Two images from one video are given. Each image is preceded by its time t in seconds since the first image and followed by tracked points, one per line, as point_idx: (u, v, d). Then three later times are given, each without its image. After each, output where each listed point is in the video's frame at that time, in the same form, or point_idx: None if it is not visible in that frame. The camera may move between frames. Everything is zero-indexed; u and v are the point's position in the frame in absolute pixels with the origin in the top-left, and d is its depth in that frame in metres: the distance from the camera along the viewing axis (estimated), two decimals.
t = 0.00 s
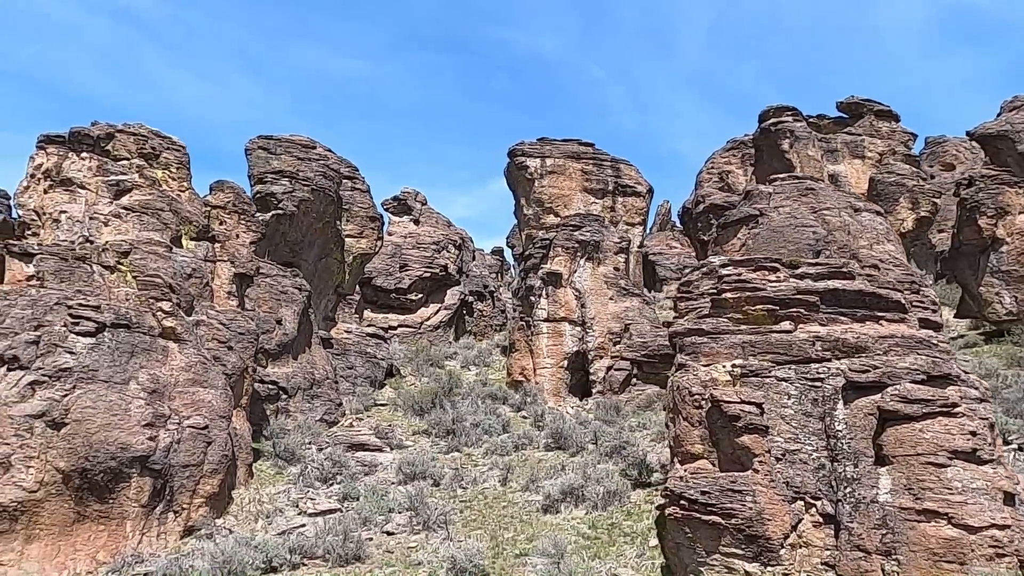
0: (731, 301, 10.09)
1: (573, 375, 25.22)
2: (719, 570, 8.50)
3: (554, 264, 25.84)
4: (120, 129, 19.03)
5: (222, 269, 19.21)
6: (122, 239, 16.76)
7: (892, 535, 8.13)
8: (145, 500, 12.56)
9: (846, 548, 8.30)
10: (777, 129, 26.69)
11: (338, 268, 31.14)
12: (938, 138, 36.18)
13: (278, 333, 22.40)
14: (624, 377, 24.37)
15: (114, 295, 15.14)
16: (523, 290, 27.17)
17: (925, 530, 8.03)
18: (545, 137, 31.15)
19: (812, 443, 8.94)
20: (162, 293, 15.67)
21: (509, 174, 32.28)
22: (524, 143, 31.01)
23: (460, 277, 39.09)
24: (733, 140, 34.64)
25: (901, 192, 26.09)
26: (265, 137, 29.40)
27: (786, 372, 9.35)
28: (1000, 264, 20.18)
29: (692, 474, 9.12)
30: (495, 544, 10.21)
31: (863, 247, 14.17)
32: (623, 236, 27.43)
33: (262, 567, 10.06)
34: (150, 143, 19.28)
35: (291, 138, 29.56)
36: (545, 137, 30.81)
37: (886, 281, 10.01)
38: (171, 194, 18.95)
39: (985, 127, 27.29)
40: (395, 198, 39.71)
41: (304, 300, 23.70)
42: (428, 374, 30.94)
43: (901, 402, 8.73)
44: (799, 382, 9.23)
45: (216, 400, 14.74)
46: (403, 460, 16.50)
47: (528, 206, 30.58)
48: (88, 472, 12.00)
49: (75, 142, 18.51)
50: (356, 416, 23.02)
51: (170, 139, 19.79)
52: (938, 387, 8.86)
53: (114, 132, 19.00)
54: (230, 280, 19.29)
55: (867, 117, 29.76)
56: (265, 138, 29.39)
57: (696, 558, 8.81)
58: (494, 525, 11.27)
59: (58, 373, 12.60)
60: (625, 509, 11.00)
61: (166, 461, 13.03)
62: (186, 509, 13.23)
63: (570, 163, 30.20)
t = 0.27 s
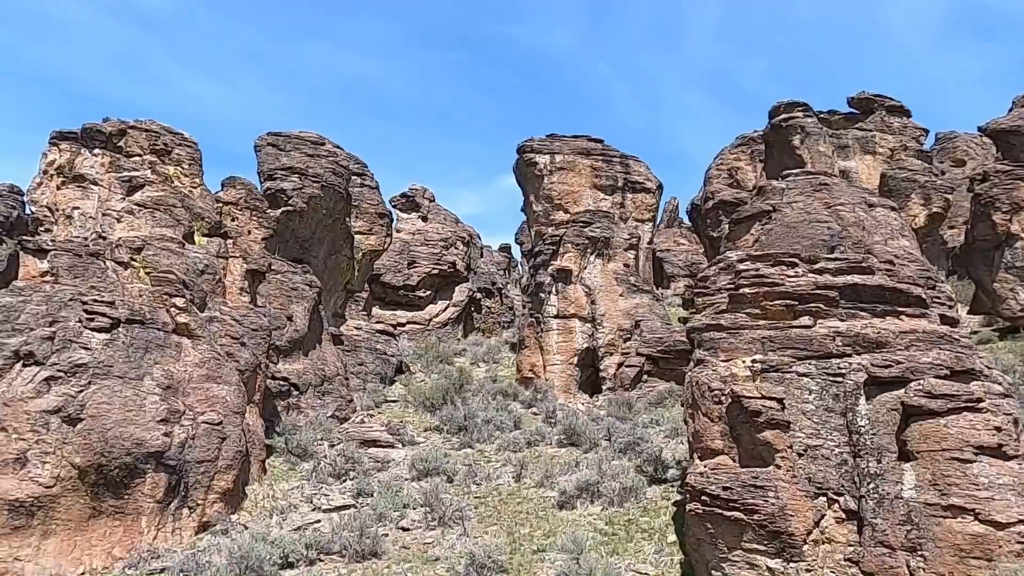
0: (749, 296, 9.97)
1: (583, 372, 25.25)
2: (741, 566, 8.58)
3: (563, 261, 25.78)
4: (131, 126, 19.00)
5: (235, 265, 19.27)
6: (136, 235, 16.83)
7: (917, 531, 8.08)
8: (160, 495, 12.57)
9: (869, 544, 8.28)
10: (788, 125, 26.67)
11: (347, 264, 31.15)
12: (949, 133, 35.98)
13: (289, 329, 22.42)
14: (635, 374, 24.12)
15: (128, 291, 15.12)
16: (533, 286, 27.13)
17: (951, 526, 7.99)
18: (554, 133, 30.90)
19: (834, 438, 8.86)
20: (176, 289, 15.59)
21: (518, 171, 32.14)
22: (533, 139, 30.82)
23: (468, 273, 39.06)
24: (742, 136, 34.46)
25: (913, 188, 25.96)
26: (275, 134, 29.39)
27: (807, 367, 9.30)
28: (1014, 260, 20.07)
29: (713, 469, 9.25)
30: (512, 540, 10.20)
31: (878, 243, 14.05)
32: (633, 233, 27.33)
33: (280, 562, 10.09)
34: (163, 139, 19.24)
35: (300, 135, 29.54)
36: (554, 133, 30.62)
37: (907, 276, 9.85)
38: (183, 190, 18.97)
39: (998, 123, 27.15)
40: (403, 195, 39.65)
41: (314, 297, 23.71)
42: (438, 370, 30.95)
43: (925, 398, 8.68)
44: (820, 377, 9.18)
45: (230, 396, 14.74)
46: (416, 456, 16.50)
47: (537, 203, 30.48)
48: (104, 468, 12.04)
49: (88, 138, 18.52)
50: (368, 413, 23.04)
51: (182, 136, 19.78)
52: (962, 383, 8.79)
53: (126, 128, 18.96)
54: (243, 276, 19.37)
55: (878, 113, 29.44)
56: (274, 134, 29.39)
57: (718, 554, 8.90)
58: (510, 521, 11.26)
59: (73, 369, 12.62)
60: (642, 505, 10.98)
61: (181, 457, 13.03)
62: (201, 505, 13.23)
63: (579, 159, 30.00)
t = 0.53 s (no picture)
0: (769, 293, 9.96)
1: (594, 370, 25.18)
2: (767, 565, 8.52)
3: (574, 259, 25.66)
4: (145, 124, 18.84)
5: (248, 264, 19.31)
6: (149, 234, 16.84)
7: (947, 531, 7.98)
8: (175, 494, 12.56)
9: (897, 544, 8.18)
10: (800, 122, 26.45)
11: (357, 262, 31.12)
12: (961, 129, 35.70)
13: (301, 327, 22.41)
14: (648, 372, 24.01)
15: (142, 290, 15.08)
16: (544, 284, 27.04)
17: (982, 526, 7.87)
18: (565, 131, 30.87)
19: (859, 437, 8.82)
20: (190, 287, 15.67)
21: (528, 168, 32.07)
22: (543, 137, 30.78)
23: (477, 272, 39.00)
24: (752, 133, 34.26)
25: (927, 184, 25.75)
26: (285, 132, 29.38)
27: (831, 365, 9.23)
28: None
29: (736, 469, 9.15)
30: (531, 539, 10.14)
31: (896, 240, 13.86)
32: (644, 231, 27.21)
33: (299, 560, 10.07)
34: (175, 137, 19.12)
35: (310, 133, 29.48)
36: (564, 131, 30.57)
37: (931, 272, 9.80)
38: (196, 188, 18.97)
39: (1012, 118, 26.90)
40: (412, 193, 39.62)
41: (326, 295, 23.69)
42: (448, 369, 30.91)
43: (953, 395, 8.58)
44: (844, 375, 9.11)
45: (245, 394, 14.73)
46: (430, 455, 16.46)
47: (547, 200, 30.37)
48: (120, 467, 12.01)
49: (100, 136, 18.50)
50: (380, 411, 23.02)
51: (195, 134, 19.74)
52: (989, 381, 8.73)
53: (139, 127, 18.76)
54: (255, 274, 19.36)
55: (891, 109, 29.30)
56: (285, 133, 29.38)
57: (742, 553, 8.82)
58: (528, 520, 11.20)
59: (89, 367, 12.62)
60: (661, 504, 10.91)
61: (196, 455, 13.01)
62: (216, 503, 13.21)
63: (590, 157, 29.92)
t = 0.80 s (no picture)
0: (789, 291, 10.07)
1: (605, 368, 25.13)
2: (792, 564, 8.47)
3: (585, 257, 25.56)
4: (157, 123, 18.86)
5: (261, 262, 19.35)
6: (163, 233, 16.90)
7: (976, 529, 7.93)
8: (191, 493, 12.57)
9: (924, 542, 8.12)
10: (811, 119, 26.07)
11: (367, 261, 31.13)
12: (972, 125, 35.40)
13: (313, 326, 22.42)
14: (660, 370, 24.05)
15: (156, 289, 15.11)
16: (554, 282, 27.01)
17: (1012, 524, 7.82)
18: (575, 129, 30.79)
19: (883, 434, 8.74)
20: (204, 286, 15.66)
21: (538, 166, 31.99)
22: (553, 135, 30.70)
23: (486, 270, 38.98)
24: (762, 130, 34.08)
25: (939, 181, 25.54)
26: (295, 131, 29.39)
27: (854, 362, 9.20)
28: None
29: (759, 466, 9.10)
30: (551, 537, 10.11)
31: (912, 236, 13.68)
32: (654, 228, 27.13)
33: (317, 557, 10.07)
34: (188, 136, 19.03)
35: (320, 132, 29.43)
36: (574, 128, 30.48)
37: (954, 268, 9.83)
38: (209, 187, 18.99)
39: None
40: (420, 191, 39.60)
41: (337, 294, 23.69)
42: (459, 368, 30.90)
43: (980, 392, 8.52)
44: (868, 372, 9.06)
45: (259, 393, 14.72)
46: (444, 453, 16.44)
47: (557, 198, 30.30)
48: (137, 465, 12.04)
49: (114, 135, 18.52)
50: (391, 409, 23.01)
51: (207, 133, 19.66)
52: (1016, 377, 8.68)
53: (151, 126, 18.81)
54: (268, 273, 19.32)
55: (904, 106, 29.08)
56: (294, 131, 29.39)
57: (766, 551, 8.78)
58: (545, 518, 11.16)
59: (105, 366, 12.63)
60: (679, 502, 10.86)
61: (212, 454, 13.02)
62: (232, 502, 13.22)
63: (599, 154, 29.85)
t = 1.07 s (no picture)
0: (810, 287, 10.11)
1: (618, 366, 25.06)
2: (818, 563, 8.41)
3: (597, 255, 25.47)
4: (171, 121, 19.00)
5: (275, 261, 19.38)
6: (177, 231, 16.90)
7: (1006, 528, 7.79)
8: (209, 491, 12.57)
9: (953, 541, 7.99)
10: (824, 115, 25.58)
11: (379, 259, 31.13)
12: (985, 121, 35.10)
13: (325, 324, 22.43)
14: (673, 367, 23.91)
15: (171, 287, 15.25)
16: (565, 280, 26.90)
17: None
18: (586, 126, 30.70)
19: (909, 432, 8.70)
20: (219, 284, 15.77)
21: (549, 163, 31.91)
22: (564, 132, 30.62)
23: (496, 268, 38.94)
24: (773, 127, 33.83)
25: (954, 177, 25.25)
26: (305, 129, 29.48)
27: (878, 360, 9.19)
28: None
29: (782, 465, 9.02)
30: (571, 535, 10.08)
31: (929, 232, 13.43)
32: (666, 225, 27.00)
33: (336, 554, 10.08)
34: (201, 135, 19.17)
35: (331, 130, 29.57)
36: (585, 125, 30.35)
37: (977, 265, 9.87)
38: (222, 185, 19.03)
39: None
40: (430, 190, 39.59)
41: (349, 292, 23.69)
42: (471, 366, 30.90)
43: (1009, 389, 8.41)
44: (892, 370, 9.06)
45: (275, 391, 14.73)
46: (459, 451, 16.41)
47: (568, 195, 30.23)
48: (154, 464, 12.06)
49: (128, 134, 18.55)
50: (404, 408, 22.99)
51: (221, 131, 19.73)
52: None
53: (165, 124, 18.95)
54: (282, 271, 19.40)
55: (918, 101, 28.95)
56: (305, 130, 29.48)
57: (792, 551, 8.72)
58: (563, 516, 11.12)
59: (123, 364, 12.66)
60: (698, 501, 10.81)
61: (229, 452, 13.03)
62: (249, 500, 13.23)
63: (611, 151, 29.76)
